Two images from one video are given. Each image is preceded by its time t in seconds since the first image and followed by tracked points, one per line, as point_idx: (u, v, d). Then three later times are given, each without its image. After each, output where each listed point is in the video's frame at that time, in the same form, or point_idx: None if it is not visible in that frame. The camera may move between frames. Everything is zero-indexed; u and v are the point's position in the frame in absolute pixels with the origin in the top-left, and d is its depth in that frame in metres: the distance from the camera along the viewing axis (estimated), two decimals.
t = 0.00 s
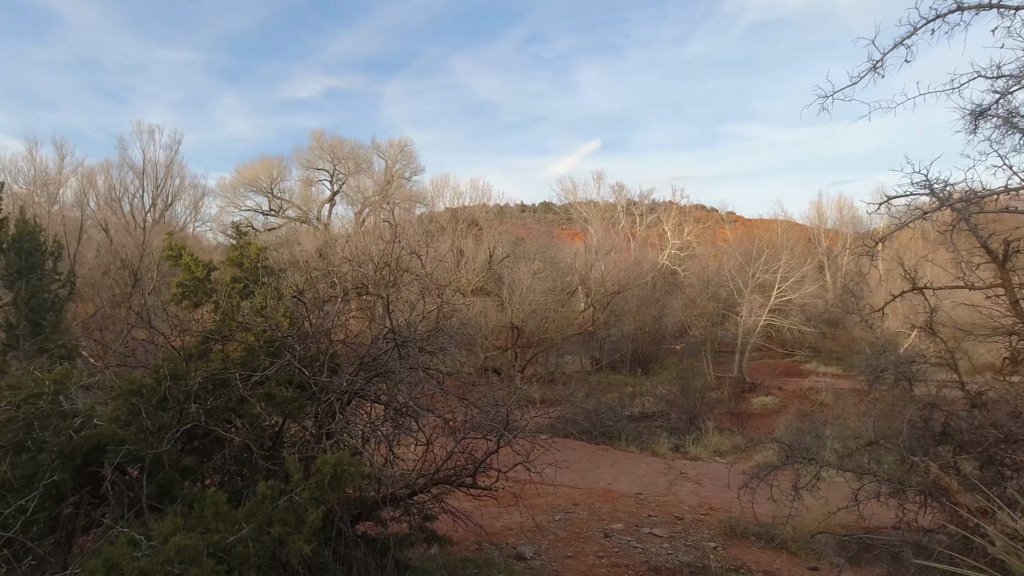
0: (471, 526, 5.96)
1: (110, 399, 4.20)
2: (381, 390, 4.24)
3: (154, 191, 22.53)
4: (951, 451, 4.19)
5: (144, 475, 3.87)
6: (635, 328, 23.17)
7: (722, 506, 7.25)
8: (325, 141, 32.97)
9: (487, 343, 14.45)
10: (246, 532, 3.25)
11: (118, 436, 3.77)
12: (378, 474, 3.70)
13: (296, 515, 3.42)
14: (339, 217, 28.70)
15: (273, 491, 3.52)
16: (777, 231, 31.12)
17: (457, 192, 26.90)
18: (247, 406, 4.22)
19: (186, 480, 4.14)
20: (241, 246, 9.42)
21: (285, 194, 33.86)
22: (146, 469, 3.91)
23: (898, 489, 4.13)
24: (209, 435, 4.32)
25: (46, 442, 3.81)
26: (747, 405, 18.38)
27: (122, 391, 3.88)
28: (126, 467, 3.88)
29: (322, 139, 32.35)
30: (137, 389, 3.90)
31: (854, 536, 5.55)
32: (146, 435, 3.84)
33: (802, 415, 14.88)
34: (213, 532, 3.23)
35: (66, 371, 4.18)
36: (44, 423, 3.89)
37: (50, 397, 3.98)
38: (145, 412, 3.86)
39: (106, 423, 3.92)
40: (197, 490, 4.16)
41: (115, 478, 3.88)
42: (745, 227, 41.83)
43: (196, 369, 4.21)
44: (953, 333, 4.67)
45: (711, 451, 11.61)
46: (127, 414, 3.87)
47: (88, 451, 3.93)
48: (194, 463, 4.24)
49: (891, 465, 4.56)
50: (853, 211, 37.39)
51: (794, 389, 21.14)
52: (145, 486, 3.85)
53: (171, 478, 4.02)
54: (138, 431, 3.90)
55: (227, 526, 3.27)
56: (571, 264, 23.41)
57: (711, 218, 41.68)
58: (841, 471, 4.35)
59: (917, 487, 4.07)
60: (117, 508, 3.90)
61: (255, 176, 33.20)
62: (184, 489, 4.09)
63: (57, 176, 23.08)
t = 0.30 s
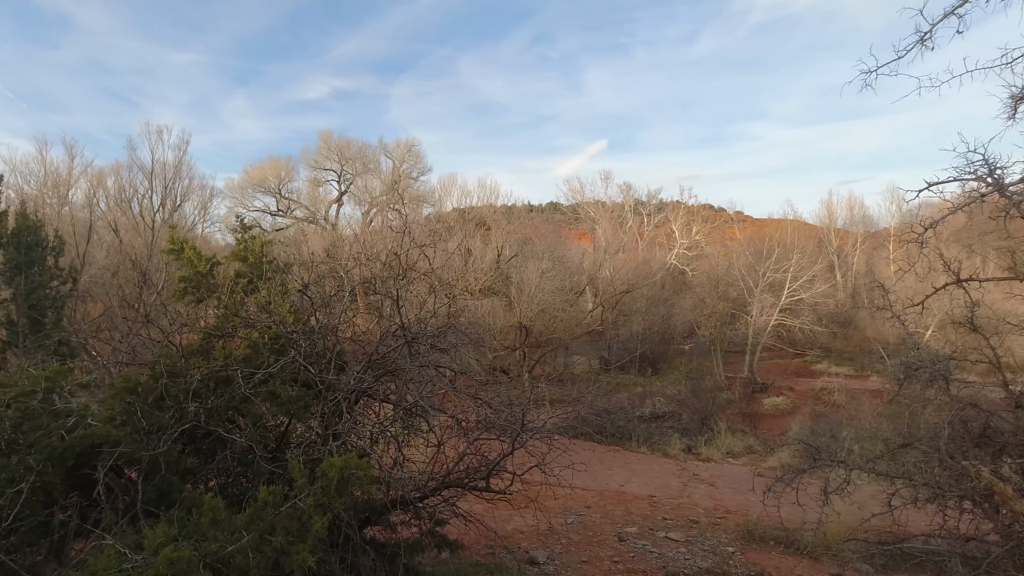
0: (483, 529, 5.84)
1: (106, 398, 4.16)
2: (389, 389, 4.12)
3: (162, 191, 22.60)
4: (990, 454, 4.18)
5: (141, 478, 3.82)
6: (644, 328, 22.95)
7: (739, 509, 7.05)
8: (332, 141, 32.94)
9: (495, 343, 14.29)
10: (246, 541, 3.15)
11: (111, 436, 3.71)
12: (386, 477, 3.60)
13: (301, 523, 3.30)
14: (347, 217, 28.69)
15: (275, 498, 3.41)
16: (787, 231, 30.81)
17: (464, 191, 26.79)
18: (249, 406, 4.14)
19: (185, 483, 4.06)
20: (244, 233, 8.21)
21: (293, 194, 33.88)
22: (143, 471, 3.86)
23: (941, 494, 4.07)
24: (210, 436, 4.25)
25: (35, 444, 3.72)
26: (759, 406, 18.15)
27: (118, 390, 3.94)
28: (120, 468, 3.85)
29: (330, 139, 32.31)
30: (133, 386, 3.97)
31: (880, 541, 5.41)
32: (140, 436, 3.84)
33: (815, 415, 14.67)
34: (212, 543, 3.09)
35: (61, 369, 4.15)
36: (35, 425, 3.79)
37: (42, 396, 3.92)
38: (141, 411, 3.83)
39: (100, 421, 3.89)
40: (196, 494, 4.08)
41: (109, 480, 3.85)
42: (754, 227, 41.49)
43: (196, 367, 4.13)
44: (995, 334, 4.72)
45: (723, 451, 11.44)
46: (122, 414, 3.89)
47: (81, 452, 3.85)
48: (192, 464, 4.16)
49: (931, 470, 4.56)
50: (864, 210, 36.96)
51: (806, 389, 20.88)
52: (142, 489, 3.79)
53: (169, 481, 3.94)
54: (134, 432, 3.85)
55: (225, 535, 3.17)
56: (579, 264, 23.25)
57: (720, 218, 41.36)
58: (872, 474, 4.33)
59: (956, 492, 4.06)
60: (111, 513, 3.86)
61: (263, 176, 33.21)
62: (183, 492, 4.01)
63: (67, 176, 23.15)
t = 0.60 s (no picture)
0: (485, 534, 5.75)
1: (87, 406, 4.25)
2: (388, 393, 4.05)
3: (165, 193, 22.59)
4: (1018, 462, 4.07)
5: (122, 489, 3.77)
6: (648, 329, 22.81)
7: (747, 514, 6.92)
8: (335, 142, 32.91)
9: (498, 344, 14.17)
10: (232, 560, 3.12)
11: (92, 447, 3.69)
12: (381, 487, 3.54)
13: (288, 540, 3.26)
14: (349, 217, 28.63)
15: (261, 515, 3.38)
16: (791, 231, 30.67)
17: (466, 192, 26.72)
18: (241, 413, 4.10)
19: (172, 494, 4.04)
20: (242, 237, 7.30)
21: (295, 195, 33.84)
22: (125, 482, 3.81)
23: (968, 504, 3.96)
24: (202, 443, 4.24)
25: (12, 454, 3.80)
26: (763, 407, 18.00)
27: (99, 398, 3.91)
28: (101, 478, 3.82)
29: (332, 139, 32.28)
30: (113, 395, 3.93)
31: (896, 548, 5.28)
32: (123, 446, 3.79)
33: (821, 417, 14.54)
34: (194, 561, 3.12)
35: (41, 377, 4.29)
36: (11, 434, 3.94)
37: (21, 403, 4.10)
38: (121, 420, 3.78)
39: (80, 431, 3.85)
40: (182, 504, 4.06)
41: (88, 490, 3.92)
42: (758, 227, 41.34)
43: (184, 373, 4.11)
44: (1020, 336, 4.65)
45: (729, 454, 11.32)
46: (103, 423, 3.89)
47: (59, 463, 3.92)
48: (177, 475, 4.14)
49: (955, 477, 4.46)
50: (869, 210, 36.78)
51: (811, 390, 20.73)
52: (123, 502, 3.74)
53: (151, 493, 3.89)
54: (116, 442, 3.81)
55: (208, 555, 3.15)
56: (582, 264, 23.13)
57: (723, 218, 41.20)
58: (889, 482, 4.26)
59: (983, 502, 3.94)
60: (93, 526, 3.93)
61: (265, 177, 33.18)
62: (170, 503, 3.98)
63: (69, 177, 23.12)
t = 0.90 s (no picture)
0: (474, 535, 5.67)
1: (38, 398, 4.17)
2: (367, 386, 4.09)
3: (160, 193, 22.45)
4: None
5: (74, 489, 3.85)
6: (645, 328, 22.66)
7: (746, 514, 6.78)
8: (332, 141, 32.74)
9: (495, 343, 14.01)
10: (177, 563, 3.15)
11: (42, 445, 3.74)
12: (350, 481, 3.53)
13: (239, 540, 3.28)
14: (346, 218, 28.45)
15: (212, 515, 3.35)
16: (790, 230, 30.55)
17: (464, 191, 26.56)
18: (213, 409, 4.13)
19: (133, 491, 4.14)
20: (223, 221, 5.70)
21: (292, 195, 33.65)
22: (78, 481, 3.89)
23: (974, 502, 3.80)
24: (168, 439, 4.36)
25: None
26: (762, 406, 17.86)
27: (50, 389, 3.95)
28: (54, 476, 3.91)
29: (329, 139, 32.10)
30: (63, 388, 3.95)
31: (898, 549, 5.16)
32: (72, 444, 3.82)
33: (820, 417, 14.40)
34: (144, 559, 3.23)
35: None
36: None
37: None
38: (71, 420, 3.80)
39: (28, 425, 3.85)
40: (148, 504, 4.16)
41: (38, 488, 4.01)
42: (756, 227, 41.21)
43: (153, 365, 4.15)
44: None
45: (727, 453, 11.20)
46: (53, 417, 3.90)
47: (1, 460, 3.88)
48: (144, 472, 4.25)
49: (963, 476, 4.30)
50: (868, 209, 36.69)
51: (810, 389, 20.60)
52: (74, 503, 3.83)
53: (110, 490, 4.06)
54: (63, 438, 3.84)
55: (155, 559, 3.23)
56: (580, 264, 22.98)
57: (722, 218, 41.07)
58: (892, 479, 4.11)
59: (989, 500, 3.79)
60: (39, 527, 3.98)
61: (262, 177, 32.97)
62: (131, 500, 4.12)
63: (63, 177, 22.93)
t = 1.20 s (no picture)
0: (452, 538, 5.55)
1: None
2: (327, 382, 4.02)
3: (138, 192, 21.96)
4: (1014, 452, 3.84)
5: None
6: (632, 327, 22.61)
7: (731, 513, 6.67)
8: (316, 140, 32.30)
9: (479, 343, 13.83)
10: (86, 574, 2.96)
11: None
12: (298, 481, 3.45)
13: (158, 550, 3.19)
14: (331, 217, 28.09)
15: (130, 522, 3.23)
16: (775, 230, 30.69)
17: (449, 191, 26.35)
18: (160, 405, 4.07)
19: (67, 491, 4.01)
20: (181, 209, 4.99)
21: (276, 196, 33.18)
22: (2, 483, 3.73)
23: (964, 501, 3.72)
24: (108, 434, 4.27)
25: None
26: (747, 404, 17.84)
27: None
28: None
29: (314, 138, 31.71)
30: None
31: (885, 547, 5.08)
32: None
33: (804, 414, 14.40)
34: None
35: None
36: None
37: None
38: None
39: None
40: (85, 504, 4.07)
41: None
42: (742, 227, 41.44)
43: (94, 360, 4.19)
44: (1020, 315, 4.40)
45: (713, 452, 11.13)
46: None
47: None
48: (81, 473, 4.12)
49: (953, 472, 4.21)
50: (851, 209, 37.03)
51: (795, 387, 20.66)
52: None
53: (38, 493, 3.85)
54: None
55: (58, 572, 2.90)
56: (566, 263, 22.86)
57: (708, 218, 41.25)
58: (881, 475, 4.01)
59: (979, 497, 3.70)
60: None
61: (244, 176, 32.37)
62: (60, 502, 3.96)
63: (36, 176, 22.33)
